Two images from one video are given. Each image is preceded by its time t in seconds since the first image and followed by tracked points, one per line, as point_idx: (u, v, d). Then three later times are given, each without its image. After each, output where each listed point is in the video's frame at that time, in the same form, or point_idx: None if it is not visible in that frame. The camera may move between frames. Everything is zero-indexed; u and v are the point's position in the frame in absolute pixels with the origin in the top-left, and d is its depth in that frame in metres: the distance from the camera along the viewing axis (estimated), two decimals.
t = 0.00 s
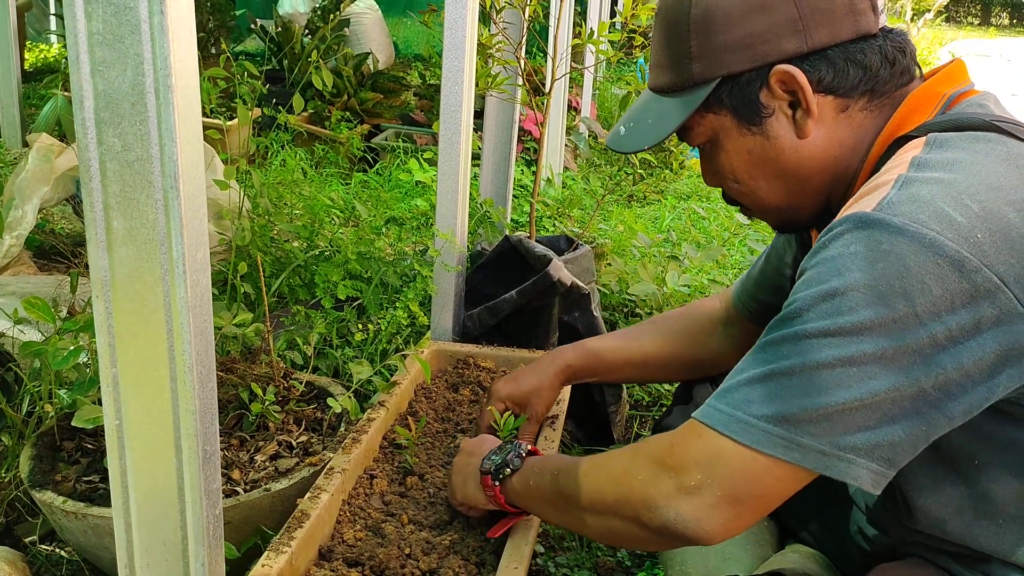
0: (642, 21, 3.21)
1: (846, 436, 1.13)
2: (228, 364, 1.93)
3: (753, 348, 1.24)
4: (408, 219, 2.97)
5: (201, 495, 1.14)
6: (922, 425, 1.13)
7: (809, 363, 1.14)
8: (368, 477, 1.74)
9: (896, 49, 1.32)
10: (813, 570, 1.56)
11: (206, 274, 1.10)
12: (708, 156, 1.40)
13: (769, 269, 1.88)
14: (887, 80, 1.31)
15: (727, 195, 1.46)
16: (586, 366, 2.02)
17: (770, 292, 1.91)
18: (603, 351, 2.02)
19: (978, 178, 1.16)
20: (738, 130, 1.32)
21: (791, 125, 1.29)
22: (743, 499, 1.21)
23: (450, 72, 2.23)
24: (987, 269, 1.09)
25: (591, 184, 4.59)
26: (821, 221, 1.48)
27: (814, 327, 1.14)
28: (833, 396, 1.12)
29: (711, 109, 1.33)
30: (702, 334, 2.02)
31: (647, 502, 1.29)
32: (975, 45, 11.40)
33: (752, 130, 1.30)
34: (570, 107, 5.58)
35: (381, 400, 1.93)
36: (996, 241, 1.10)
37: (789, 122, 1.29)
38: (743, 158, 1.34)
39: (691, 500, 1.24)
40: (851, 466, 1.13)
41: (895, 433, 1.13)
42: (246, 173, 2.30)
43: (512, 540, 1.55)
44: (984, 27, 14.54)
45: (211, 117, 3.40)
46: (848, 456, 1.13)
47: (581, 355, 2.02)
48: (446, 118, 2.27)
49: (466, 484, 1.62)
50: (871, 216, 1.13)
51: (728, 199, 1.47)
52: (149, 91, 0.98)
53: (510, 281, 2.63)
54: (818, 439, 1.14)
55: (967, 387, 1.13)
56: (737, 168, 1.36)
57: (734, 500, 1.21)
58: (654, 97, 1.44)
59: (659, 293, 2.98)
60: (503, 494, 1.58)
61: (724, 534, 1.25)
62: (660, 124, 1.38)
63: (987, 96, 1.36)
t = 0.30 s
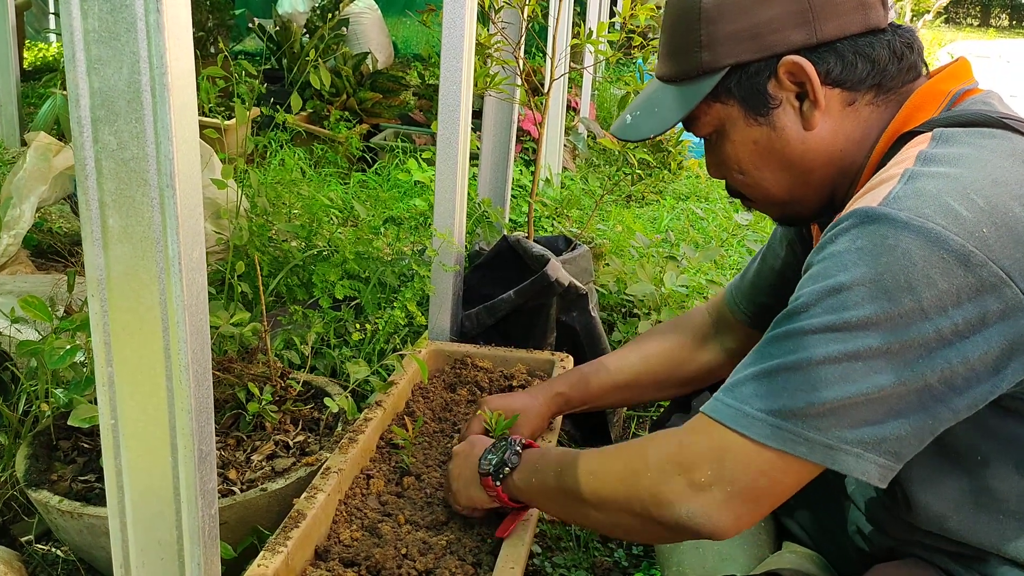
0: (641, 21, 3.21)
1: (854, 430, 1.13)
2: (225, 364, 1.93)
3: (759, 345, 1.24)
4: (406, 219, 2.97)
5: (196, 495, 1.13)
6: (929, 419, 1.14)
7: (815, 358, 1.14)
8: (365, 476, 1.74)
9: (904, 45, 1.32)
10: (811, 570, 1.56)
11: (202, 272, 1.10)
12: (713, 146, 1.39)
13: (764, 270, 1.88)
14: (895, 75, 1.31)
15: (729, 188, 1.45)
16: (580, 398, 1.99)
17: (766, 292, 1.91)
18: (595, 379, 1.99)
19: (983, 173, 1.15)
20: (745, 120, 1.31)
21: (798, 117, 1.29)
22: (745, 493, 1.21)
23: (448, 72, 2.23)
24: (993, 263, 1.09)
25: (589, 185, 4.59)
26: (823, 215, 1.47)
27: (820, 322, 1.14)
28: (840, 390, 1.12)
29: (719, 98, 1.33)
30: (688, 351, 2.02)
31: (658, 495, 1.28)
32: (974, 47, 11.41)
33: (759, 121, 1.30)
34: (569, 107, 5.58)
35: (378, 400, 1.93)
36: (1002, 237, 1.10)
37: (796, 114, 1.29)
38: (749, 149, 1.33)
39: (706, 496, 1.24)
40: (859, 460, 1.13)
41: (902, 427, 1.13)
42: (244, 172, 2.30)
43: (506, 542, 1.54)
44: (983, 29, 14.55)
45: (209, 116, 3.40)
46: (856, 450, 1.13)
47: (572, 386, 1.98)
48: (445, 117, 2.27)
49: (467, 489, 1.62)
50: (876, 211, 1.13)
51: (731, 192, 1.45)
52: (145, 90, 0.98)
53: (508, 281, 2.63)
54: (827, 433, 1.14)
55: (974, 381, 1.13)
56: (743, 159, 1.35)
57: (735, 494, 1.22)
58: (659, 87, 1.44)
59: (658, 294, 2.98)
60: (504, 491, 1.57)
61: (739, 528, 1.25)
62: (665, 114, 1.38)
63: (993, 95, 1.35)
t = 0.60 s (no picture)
0: (641, 19, 3.21)
1: (871, 441, 1.14)
2: (225, 362, 1.93)
3: (765, 357, 1.24)
4: (406, 217, 2.96)
5: (196, 494, 1.13)
6: (942, 424, 1.14)
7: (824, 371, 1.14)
8: (365, 475, 1.74)
9: (908, 41, 1.31)
10: (810, 569, 1.56)
11: (202, 270, 1.10)
12: (717, 143, 1.39)
13: (767, 271, 1.88)
14: (897, 72, 1.31)
15: (734, 185, 1.45)
16: (584, 395, 1.99)
17: (770, 294, 1.91)
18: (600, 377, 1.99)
19: (982, 174, 1.15)
20: (749, 118, 1.31)
21: (803, 114, 1.29)
22: (749, 490, 1.22)
23: (449, 70, 2.23)
24: (995, 264, 1.09)
25: (589, 184, 4.59)
26: (826, 212, 1.47)
27: (828, 334, 1.14)
28: (854, 402, 1.13)
29: (723, 97, 1.32)
30: (689, 353, 2.02)
31: (677, 510, 1.31)
32: (974, 46, 11.41)
33: (763, 118, 1.30)
34: (569, 106, 5.58)
35: (378, 398, 1.93)
36: (1002, 237, 1.10)
37: (801, 111, 1.29)
38: (754, 146, 1.33)
39: (727, 513, 1.26)
40: (877, 470, 1.14)
41: (918, 434, 1.14)
42: (243, 170, 2.29)
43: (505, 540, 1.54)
44: (983, 27, 14.55)
45: (209, 114, 3.40)
46: (874, 460, 1.14)
47: (575, 382, 1.98)
48: (445, 116, 2.26)
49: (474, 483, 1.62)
50: (877, 217, 1.13)
51: (736, 188, 1.45)
52: (146, 87, 0.97)
53: (508, 280, 2.63)
54: (844, 446, 1.14)
55: (983, 383, 1.14)
56: (747, 156, 1.35)
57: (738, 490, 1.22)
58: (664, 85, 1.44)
59: (657, 293, 2.98)
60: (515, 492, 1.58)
61: (760, 540, 1.28)
62: (671, 111, 1.38)
63: (992, 95, 1.35)
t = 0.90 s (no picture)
0: (643, 16, 3.20)
1: (877, 440, 1.14)
2: (227, 359, 1.93)
3: (769, 356, 1.24)
4: (407, 214, 2.96)
5: (196, 491, 1.13)
6: (949, 424, 1.14)
7: (833, 370, 1.14)
8: (366, 472, 1.74)
9: (916, 38, 1.31)
10: (811, 567, 1.57)
11: (204, 267, 1.10)
12: (723, 139, 1.39)
13: (768, 272, 1.88)
14: (907, 68, 1.30)
15: (739, 182, 1.44)
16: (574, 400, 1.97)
17: (770, 294, 1.90)
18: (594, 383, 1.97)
19: (991, 174, 1.14)
20: (757, 114, 1.31)
21: (811, 111, 1.28)
22: (753, 488, 1.22)
23: (450, 67, 2.22)
24: (1005, 264, 1.09)
25: (590, 181, 4.59)
26: (833, 210, 1.47)
27: (837, 333, 1.14)
28: (861, 401, 1.13)
29: (730, 93, 1.32)
30: (688, 358, 2.01)
31: (677, 502, 1.31)
32: (975, 43, 11.39)
33: (771, 114, 1.29)
34: (570, 103, 5.57)
35: (379, 395, 1.93)
36: (1012, 237, 1.10)
37: (809, 108, 1.28)
38: (761, 142, 1.33)
39: (728, 508, 1.26)
40: (883, 469, 1.14)
41: (924, 434, 1.14)
42: (244, 167, 2.29)
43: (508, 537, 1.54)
44: (984, 23, 14.53)
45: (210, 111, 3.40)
46: (879, 459, 1.14)
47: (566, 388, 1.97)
48: (447, 113, 2.26)
49: (476, 480, 1.62)
50: (888, 217, 1.12)
51: (741, 185, 1.45)
52: (147, 83, 0.97)
53: (509, 277, 2.63)
54: (849, 444, 1.14)
55: (989, 383, 1.14)
56: (754, 153, 1.34)
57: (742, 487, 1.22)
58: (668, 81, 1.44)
59: (659, 290, 2.98)
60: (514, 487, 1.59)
61: (761, 535, 1.28)
62: (677, 107, 1.37)
63: (1000, 94, 1.34)
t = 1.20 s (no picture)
0: (648, 12, 3.18)
1: (888, 437, 1.13)
2: (230, 356, 1.93)
3: (779, 351, 1.23)
4: (411, 210, 2.96)
5: (200, 488, 1.12)
6: (961, 422, 1.14)
7: (845, 367, 1.13)
8: (370, 469, 1.74)
9: (931, 33, 1.29)
10: (817, 564, 1.56)
11: (207, 263, 1.09)
12: (732, 131, 1.38)
13: (774, 270, 1.87)
14: (921, 64, 1.28)
15: (745, 175, 1.43)
16: (579, 390, 1.99)
17: (775, 291, 1.89)
18: (601, 374, 1.98)
19: (1008, 170, 1.14)
20: (769, 108, 1.29)
21: (825, 106, 1.27)
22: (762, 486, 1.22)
23: (454, 63, 2.21)
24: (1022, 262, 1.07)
25: (594, 178, 4.58)
26: (841, 207, 1.45)
27: (850, 330, 1.13)
28: (873, 398, 1.12)
29: (743, 85, 1.30)
30: (694, 353, 2.00)
31: (684, 497, 1.30)
32: (980, 38, 11.34)
33: (784, 109, 1.28)
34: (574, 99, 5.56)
35: (383, 392, 1.92)
36: None
37: (823, 103, 1.27)
38: (772, 137, 1.31)
39: (733, 501, 1.26)
40: (893, 466, 1.13)
41: (936, 431, 1.13)
42: (247, 163, 2.28)
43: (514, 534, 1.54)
44: (990, 18, 14.46)
45: (213, 107, 3.39)
46: (890, 456, 1.14)
47: (575, 376, 1.98)
48: (450, 109, 2.25)
49: (473, 482, 1.61)
50: (902, 213, 1.11)
51: (747, 179, 1.43)
52: (150, 78, 0.96)
53: (513, 274, 2.62)
54: (860, 441, 1.14)
55: (1003, 380, 1.13)
56: (765, 147, 1.33)
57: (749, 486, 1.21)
58: (674, 72, 1.43)
59: (663, 287, 2.97)
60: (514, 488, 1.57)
61: (766, 527, 1.28)
62: (684, 100, 1.37)
63: (1009, 89, 1.33)
